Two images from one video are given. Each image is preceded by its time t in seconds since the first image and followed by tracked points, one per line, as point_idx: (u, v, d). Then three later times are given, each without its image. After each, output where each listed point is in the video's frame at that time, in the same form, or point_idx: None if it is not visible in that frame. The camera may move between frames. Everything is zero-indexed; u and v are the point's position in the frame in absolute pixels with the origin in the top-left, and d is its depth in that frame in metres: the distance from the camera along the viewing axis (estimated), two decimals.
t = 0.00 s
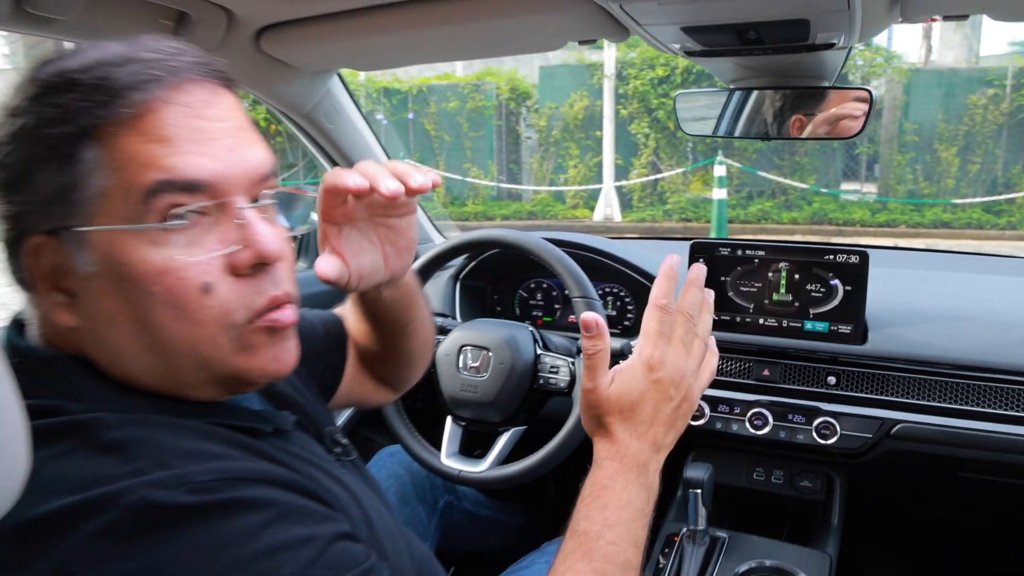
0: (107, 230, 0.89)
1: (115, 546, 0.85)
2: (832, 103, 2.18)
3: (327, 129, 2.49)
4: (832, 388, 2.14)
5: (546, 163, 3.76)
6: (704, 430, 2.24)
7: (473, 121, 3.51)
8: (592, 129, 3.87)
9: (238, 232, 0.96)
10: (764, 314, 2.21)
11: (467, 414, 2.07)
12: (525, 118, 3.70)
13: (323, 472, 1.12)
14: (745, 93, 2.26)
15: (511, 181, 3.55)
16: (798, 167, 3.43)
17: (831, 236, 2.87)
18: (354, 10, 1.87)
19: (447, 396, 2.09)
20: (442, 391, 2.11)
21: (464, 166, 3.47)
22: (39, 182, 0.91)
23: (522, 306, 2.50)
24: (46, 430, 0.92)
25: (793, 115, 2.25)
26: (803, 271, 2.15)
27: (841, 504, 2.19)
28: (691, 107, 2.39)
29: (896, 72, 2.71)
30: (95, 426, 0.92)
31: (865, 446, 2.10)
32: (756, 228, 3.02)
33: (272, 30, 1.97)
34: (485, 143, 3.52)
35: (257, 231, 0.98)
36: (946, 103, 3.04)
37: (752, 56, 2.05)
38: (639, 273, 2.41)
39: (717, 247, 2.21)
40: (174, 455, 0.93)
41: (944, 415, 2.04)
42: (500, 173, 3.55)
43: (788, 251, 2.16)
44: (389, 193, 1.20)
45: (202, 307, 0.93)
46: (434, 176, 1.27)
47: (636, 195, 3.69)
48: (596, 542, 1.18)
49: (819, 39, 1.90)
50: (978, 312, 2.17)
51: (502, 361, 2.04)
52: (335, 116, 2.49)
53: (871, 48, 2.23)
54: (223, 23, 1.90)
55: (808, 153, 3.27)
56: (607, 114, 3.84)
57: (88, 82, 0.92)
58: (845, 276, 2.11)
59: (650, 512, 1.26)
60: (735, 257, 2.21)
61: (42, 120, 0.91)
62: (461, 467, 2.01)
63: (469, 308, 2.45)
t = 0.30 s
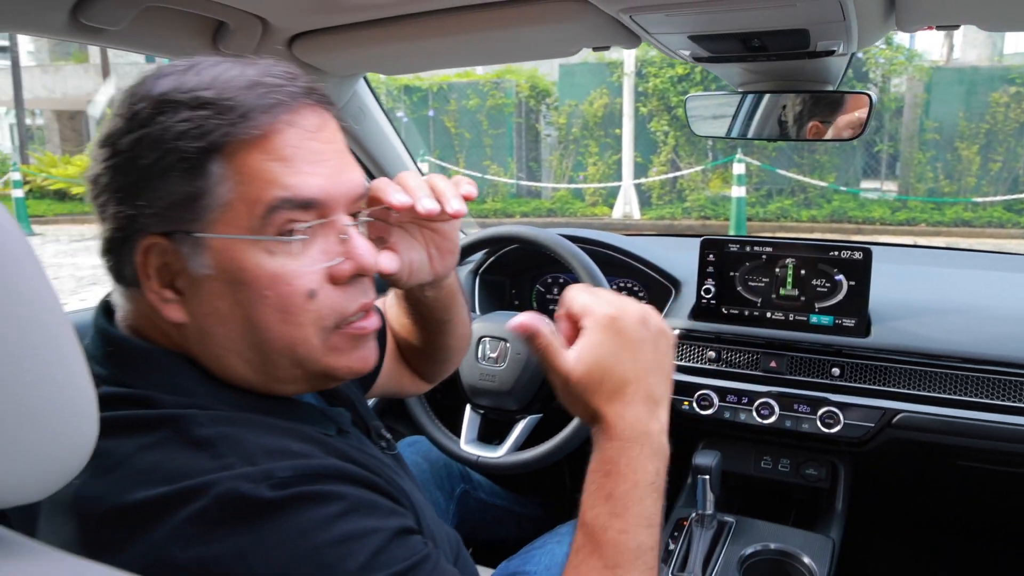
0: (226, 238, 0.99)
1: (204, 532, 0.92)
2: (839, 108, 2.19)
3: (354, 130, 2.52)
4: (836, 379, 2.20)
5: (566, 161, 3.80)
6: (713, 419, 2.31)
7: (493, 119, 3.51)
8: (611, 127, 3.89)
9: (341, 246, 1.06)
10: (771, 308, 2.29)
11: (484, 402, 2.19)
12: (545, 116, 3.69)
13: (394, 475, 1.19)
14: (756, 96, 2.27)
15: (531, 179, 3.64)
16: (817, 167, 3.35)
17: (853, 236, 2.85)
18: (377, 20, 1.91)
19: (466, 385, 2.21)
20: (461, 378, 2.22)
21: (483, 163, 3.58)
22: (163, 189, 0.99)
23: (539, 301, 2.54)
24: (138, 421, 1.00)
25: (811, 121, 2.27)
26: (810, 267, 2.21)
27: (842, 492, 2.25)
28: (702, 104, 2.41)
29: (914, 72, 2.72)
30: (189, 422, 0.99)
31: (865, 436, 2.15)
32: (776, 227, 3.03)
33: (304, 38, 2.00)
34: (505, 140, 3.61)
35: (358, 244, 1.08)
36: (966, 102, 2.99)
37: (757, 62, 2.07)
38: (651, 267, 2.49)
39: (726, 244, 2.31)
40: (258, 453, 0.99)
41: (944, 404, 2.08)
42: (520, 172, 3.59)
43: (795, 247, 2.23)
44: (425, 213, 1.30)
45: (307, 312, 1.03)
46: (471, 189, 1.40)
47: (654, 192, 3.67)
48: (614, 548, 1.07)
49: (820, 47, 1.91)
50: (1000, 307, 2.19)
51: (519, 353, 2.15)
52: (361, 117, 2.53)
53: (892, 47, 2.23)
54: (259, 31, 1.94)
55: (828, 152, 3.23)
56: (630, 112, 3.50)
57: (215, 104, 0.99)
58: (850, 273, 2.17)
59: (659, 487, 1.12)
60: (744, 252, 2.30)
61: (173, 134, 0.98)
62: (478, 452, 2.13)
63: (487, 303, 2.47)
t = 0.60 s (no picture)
0: (293, 250, 1.10)
1: (258, 527, 1.00)
2: (846, 108, 2.21)
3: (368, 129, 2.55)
4: (840, 374, 2.25)
5: (582, 159, 3.70)
6: (721, 413, 2.36)
7: (508, 117, 3.42)
8: (626, 126, 3.73)
9: (399, 261, 1.18)
10: (777, 304, 2.32)
11: (497, 395, 2.25)
12: (559, 114, 3.52)
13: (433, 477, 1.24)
14: (765, 99, 2.28)
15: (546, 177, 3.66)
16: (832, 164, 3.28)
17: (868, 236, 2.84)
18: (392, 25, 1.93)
19: (480, 377, 2.27)
20: (474, 374, 2.29)
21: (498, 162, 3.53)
22: (233, 199, 1.09)
23: (553, 298, 2.53)
24: (194, 420, 1.08)
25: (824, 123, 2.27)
26: (815, 264, 2.25)
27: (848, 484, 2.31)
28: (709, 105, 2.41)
29: (929, 71, 2.70)
30: (241, 425, 1.07)
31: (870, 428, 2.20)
32: (790, 227, 3.03)
33: (325, 42, 2.02)
34: (520, 139, 3.52)
35: (411, 259, 1.19)
36: (980, 100, 2.88)
37: (761, 66, 2.08)
38: (657, 262, 2.52)
39: (734, 241, 2.36)
40: (306, 456, 1.06)
41: (948, 399, 2.14)
42: (535, 171, 3.57)
43: (801, 245, 2.27)
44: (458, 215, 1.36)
45: (368, 321, 1.14)
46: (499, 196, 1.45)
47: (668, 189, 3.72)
48: (625, 565, 1.18)
49: (822, 51, 1.93)
50: (1012, 307, 2.20)
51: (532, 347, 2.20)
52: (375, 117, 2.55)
53: (906, 47, 2.23)
54: (280, 35, 1.96)
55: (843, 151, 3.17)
56: (643, 110, 3.43)
57: (285, 121, 1.09)
58: (855, 271, 2.21)
59: (663, 496, 1.23)
60: (751, 250, 2.34)
61: (245, 146, 1.07)
62: (491, 444, 2.22)
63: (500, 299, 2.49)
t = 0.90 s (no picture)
0: (288, 245, 1.11)
1: (268, 514, 1.03)
2: (849, 111, 2.21)
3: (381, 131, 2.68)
4: (843, 373, 2.28)
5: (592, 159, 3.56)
6: (726, 411, 2.41)
7: (519, 117, 3.46)
8: (637, 127, 3.49)
9: (393, 255, 1.19)
10: (781, 304, 2.35)
11: (504, 393, 2.28)
12: (571, 115, 3.52)
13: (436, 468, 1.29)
14: (771, 103, 2.29)
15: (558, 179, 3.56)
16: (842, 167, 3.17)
17: (880, 238, 2.84)
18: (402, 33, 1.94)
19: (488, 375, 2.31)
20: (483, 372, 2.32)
21: (509, 162, 3.51)
22: (229, 198, 1.11)
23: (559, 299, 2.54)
24: (204, 413, 1.11)
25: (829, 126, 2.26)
26: (818, 265, 2.28)
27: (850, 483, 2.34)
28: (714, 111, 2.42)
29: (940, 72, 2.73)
30: (251, 416, 1.10)
31: (874, 426, 2.23)
32: (801, 227, 3.02)
33: (341, 47, 2.03)
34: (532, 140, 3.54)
35: (405, 253, 1.21)
36: (992, 101, 2.95)
37: (765, 71, 2.10)
38: (659, 261, 2.57)
39: (739, 242, 2.39)
40: (315, 446, 1.10)
41: (950, 399, 2.16)
42: (546, 171, 3.52)
43: (804, 246, 2.30)
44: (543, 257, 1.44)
45: (359, 314, 1.16)
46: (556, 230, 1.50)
47: (680, 191, 3.45)
48: (626, 553, 1.22)
49: (822, 58, 1.95)
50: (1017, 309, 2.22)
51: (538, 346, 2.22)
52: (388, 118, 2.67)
53: (918, 49, 2.24)
54: (295, 42, 1.98)
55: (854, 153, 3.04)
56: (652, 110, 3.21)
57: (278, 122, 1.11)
58: (857, 271, 2.24)
59: (663, 485, 1.29)
60: (756, 251, 2.37)
61: (240, 147, 1.10)
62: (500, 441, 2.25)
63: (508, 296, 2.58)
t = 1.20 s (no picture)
0: (222, 231, 1.14)
1: (239, 493, 1.08)
2: (854, 113, 2.20)
3: (390, 137, 2.70)
4: (845, 376, 2.28)
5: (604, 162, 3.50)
6: (730, 414, 2.40)
7: (531, 121, 3.43)
8: (649, 130, 3.35)
9: (332, 230, 1.20)
10: (785, 308, 2.35)
11: (510, 395, 2.32)
12: (582, 119, 3.36)
13: (406, 447, 1.35)
14: (778, 109, 2.29)
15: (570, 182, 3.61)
16: (854, 170, 3.17)
17: (892, 244, 2.83)
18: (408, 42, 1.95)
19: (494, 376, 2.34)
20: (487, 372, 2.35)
21: (521, 166, 3.52)
22: (175, 193, 1.17)
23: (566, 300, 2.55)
24: (201, 401, 1.16)
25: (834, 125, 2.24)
26: (822, 269, 2.27)
27: (854, 486, 2.34)
28: (722, 114, 2.41)
29: (955, 76, 2.70)
30: (221, 402, 1.16)
31: (876, 429, 2.23)
32: (811, 231, 3.02)
33: (349, 55, 2.05)
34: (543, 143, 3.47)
35: (348, 228, 1.21)
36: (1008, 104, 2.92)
37: (766, 78, 2.11)
38: (664, 264, 2.59)
39: (743, 247, 2.38)
40: (281, 425, 1.16)
41: (949, 402, 2.16)
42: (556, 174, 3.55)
43: (807, 250, 2.29)
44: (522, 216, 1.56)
45: (301, 293, 1.16)
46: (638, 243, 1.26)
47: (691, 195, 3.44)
48: (586, 501, 1.21)
49: (823, 65, 1.95)
50: None
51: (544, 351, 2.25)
52: (397, 125, 2.69)
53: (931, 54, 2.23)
54: (305, 50, 2.00)
55: (866, 157, 3.04)
56: (663, 115, 3.18)
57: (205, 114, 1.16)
58: (861, 276, 2.23)
59: (634, 440, 1.25)
60: (759, 256, 2.36)
61: (174, 145, 1.17)
62: (505, 443, 2.26)
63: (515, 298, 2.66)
